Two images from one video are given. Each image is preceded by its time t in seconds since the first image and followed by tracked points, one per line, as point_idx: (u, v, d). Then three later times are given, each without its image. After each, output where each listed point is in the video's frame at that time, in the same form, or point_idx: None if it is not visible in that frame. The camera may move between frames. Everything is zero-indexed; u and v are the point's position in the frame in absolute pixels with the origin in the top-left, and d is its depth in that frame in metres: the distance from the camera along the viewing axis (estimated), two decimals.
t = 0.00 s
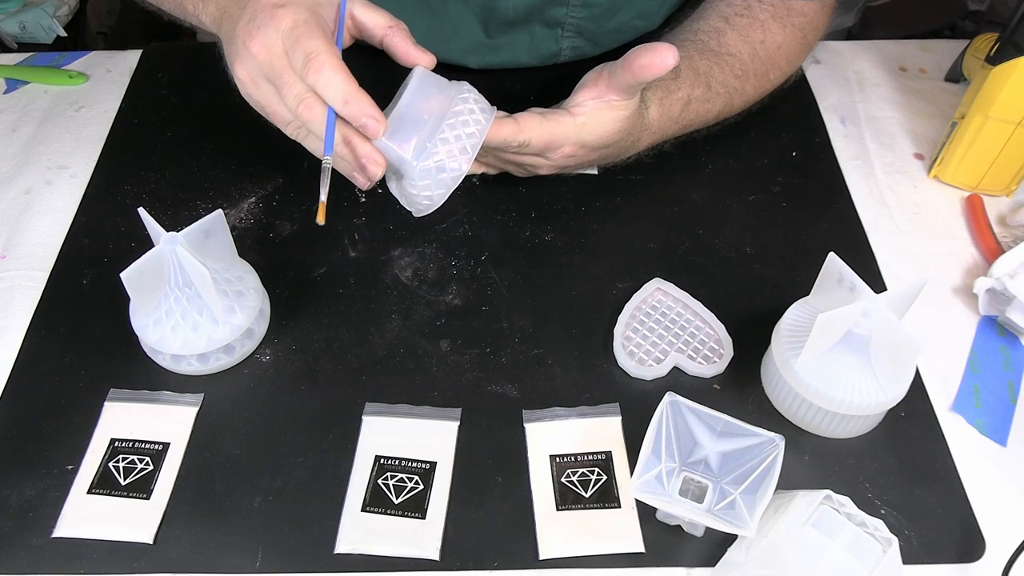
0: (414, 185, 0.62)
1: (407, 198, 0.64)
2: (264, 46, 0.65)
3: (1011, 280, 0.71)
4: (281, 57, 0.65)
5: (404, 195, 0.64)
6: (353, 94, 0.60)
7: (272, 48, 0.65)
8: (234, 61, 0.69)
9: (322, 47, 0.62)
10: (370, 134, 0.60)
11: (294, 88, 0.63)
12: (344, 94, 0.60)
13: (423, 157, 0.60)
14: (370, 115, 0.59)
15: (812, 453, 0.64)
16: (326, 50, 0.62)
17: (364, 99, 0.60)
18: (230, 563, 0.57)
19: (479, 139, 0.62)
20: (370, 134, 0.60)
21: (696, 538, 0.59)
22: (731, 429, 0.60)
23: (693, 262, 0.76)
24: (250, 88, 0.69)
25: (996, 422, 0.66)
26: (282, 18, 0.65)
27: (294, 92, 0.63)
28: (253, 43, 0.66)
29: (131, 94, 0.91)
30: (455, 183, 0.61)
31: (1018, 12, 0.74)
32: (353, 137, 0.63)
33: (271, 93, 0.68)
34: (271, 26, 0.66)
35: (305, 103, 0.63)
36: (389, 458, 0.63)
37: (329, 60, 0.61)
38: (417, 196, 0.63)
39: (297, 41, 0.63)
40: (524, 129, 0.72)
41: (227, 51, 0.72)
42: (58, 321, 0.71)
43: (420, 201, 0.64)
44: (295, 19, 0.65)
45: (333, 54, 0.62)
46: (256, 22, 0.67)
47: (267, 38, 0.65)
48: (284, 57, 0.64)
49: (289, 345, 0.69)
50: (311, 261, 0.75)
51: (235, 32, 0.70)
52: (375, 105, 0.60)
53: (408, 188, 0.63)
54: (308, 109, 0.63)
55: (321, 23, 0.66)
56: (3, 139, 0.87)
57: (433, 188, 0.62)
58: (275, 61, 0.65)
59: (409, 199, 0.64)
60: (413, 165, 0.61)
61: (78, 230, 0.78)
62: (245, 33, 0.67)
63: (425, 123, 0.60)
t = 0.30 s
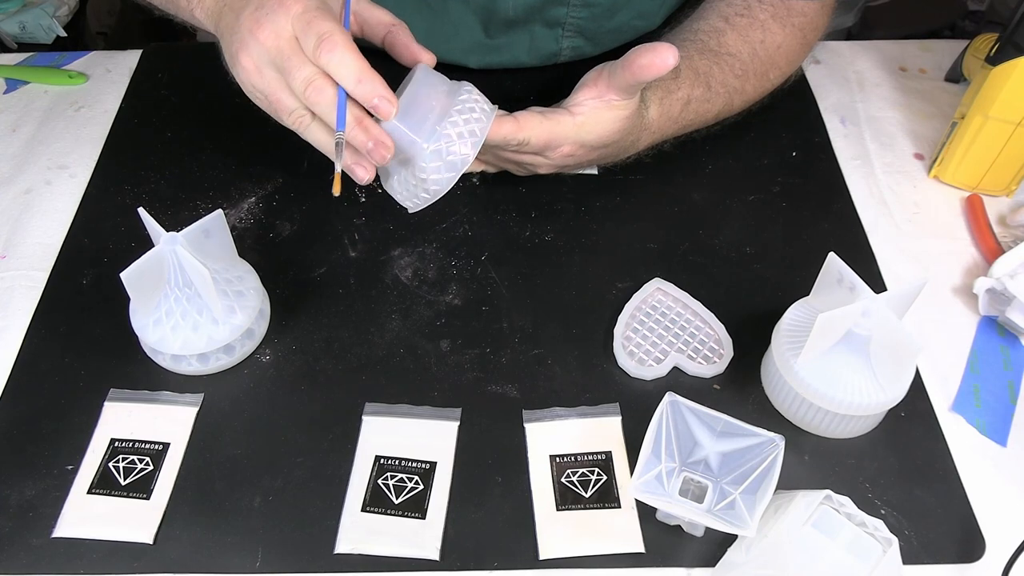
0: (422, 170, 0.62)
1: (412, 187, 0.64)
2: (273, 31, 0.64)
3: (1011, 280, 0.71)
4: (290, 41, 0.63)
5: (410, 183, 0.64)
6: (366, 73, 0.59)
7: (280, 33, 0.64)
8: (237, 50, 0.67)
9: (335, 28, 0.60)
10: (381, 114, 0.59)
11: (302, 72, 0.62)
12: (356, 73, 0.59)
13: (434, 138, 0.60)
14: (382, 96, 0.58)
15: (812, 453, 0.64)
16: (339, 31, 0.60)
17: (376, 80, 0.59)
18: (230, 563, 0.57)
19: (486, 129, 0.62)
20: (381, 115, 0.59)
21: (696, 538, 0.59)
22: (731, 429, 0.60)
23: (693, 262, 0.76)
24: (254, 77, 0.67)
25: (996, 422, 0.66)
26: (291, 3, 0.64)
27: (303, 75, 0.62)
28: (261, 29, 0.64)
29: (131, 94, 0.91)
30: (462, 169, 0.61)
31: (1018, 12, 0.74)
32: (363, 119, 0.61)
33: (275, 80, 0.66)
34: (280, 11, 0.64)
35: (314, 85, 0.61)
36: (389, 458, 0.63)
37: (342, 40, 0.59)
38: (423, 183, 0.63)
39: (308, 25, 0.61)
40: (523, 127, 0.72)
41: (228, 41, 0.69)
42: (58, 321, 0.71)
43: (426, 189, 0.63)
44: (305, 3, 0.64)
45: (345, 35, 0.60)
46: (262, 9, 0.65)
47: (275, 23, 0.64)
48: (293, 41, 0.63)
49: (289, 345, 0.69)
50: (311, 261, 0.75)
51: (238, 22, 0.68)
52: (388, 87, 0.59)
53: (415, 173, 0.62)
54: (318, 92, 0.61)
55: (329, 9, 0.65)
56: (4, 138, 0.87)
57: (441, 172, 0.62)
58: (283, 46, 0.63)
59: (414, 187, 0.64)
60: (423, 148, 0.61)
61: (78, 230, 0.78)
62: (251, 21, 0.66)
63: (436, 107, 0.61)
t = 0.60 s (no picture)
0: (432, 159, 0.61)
1: (416, 180, 0.63)
2: (280, 25, 0.64)
3: (1011, 280, 0.71)
4: (297, 35, 0.63)
5: (413, 176, 0.63)
6: (377, 60, 0.58)
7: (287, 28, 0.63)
8: (242, 47, 0.67)
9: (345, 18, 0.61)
10: (393, 102, 0.59)
11: (310, 61, 0.61)
12: (367, 59, 0.58)
13: (443, 125, 0.61)
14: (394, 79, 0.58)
15: (812, 453, 0.64)
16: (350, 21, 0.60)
17: (386, 67, 0.59)
18: (230, 563, 0.57)
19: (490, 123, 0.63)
20: (392, 102, 0.59)
21: (696, 538, 0.59)
22: (731, 429, 0.60)
23: (693, 262, 0.76)
24: (256, 71, 0.66)
25: (996, 422, 0.66)
26: None
27: (310, 64, 0.61)
28: (268, 23, 0.64)
29: (131, 94, 0.91)
30: (471, 157, 0.61)
31: (1018, 11, 0.74)
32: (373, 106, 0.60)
33: (278, 75, 0.65)
34: (287, 6, 0.64)
35: (321, 74, 0.61)
36: (389, 458, 0.63)
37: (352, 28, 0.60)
38: (429, 174, 0.62)
39: (317, 16, 0.61)
40: (523, 128, 0.72)
41: (230, 41, 0.70)
42: (58, 320, 0.71)
43: (431, 181, 0.62)
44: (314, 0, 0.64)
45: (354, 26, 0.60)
46: (269, 6, 0.66)
47: (282, 18, 0.64)
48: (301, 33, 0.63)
49: (289, 345, 0.69)
50: (311, 260, 0.75)
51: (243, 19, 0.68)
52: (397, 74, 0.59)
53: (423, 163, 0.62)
54: (326, 80, 0.61)
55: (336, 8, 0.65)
56: (3, 138, 0.87)
57: (449, 161, 0.61)
58: (290, 39, 0.63)
59: (418, 180, 0.63)
60: (432, 136, 0.61)
61: (78, 230, 0.78)
62: (257, 17, 0.66)
63: (443, 97, 0.61)
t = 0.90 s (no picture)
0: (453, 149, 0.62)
1: (436, 174, 0.63)
2: (293, 29, 0.64)
3: (1011, 280, 0.71)
4: (312, 37, 0.63)
5: (433, 171, 0.63)
6: (394, 52, 0.58)
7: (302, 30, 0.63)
8: (257, 55, 0.67)
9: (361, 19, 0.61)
10: (412, 93, 0.58)
11: (328, 60, 0.61)
12: (385, 52, 0.58)
13: (462, 117, 0.62)
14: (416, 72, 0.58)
15: (812, 453, 0.64)
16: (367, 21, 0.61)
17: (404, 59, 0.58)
18: (230, 563, 0.57)
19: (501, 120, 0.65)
20: (412, 94, 0.58)
21: (696, 538, 0.59)
22: (731, 429, 0.60)
23: (693, 262, 0.76)
24: (269, 74, 0.66)
25: (996, 422, 0.66)
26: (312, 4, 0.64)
27: (328, 63, 0.61)
28: (284, 28, 0.64)
29: (131, 94, 0.91)
30: (490, 146, 0.62)
31: (1018, 12, 0.74)
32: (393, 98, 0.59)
33: (294, 78, 0.65)
34: (301, 11, 0.64)
35: (340, 72, 0.60)
36: (389, 458, 0.63)
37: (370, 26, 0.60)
38: (449, 166, 0.62)
39: (332, 17, 0.61)
40: (521, 134, 0.71)
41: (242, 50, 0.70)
42: (58, 320, 0.71)
43: (451, 173, 0.62)
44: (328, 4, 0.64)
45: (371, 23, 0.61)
46: (279, 13, 0.66)
47: (295, 22, 0.64)
48: (317, 35, 0.62)
49: (289, 345, 0.69)
50: (311, 261, 0.75)
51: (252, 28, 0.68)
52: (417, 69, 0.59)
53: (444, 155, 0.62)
54: (345, 76, 0.60)
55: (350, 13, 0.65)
56: (4, 138, 0.87)
57: (469, 151, 0.62)
58: (305, 41, 0.63)
59: (437, 175, 0.63)
60: (452, 126, 0.61)
61: (79, 230, 0.78)
62: (270, 25, 0.66)
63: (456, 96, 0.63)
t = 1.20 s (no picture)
0: (459, 138, 0.60)
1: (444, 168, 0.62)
2: (259, 85, 0.68)
3: (1011, 279, 0.71)
4: (275, 98, 0.67)
5: (441, 166, 0.61)
6: (344, 137, 0.62)
7: (268, 87, 0.67)
8: (238, 99, 0.72)
9: (313, 95, 0.64)
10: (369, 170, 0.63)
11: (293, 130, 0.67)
12: (335, 138, 0.62)
13: (461, 107, 0.60)
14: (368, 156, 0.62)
15: (812, 453, 0.64)
16: (317, 98, 0.64)
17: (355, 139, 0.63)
18: (230, 563, 0.57)
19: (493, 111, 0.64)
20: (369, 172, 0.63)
21: (696, 537, 0.59)
22: (731, 428, 0.60)
23: (693, 262, 0.76)
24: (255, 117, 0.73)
25: (996, 422, 0.66)
26: (270, 58, 0.67)
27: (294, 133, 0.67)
28: (249, 83, 0.69)
29: (131, 95, 0.91)
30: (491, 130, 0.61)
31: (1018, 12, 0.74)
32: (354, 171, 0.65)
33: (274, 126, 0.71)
34: (262, 66, 0.68)
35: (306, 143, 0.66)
36: (389, 458, 0.63)
37: (322, 108, 0.63)
38: (457, 158, 0.61)
39: (286, 87, 0.65)
40: (517, 120, 0.69)
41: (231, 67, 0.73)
42: (58, 320, 0.71)
43: (460, 163, 0.61)
44: (282, 62, 0.67)
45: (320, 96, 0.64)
46: (248, 63, 0.69)
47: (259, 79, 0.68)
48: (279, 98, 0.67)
49: (289, 344, 0.69)
50: (311, 261, 0.75)
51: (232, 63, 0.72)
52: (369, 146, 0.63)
53: (451, 146, 0.60)
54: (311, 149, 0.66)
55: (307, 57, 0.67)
56: (3, 139, 0.87)
57: (474, 139, 0.61)
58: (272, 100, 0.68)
59: (447, 169, 0.61)
60: (453, 116, 0.60)
61: (78, 230, 0.78)
62: (240, 73, 0.70)
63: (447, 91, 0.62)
